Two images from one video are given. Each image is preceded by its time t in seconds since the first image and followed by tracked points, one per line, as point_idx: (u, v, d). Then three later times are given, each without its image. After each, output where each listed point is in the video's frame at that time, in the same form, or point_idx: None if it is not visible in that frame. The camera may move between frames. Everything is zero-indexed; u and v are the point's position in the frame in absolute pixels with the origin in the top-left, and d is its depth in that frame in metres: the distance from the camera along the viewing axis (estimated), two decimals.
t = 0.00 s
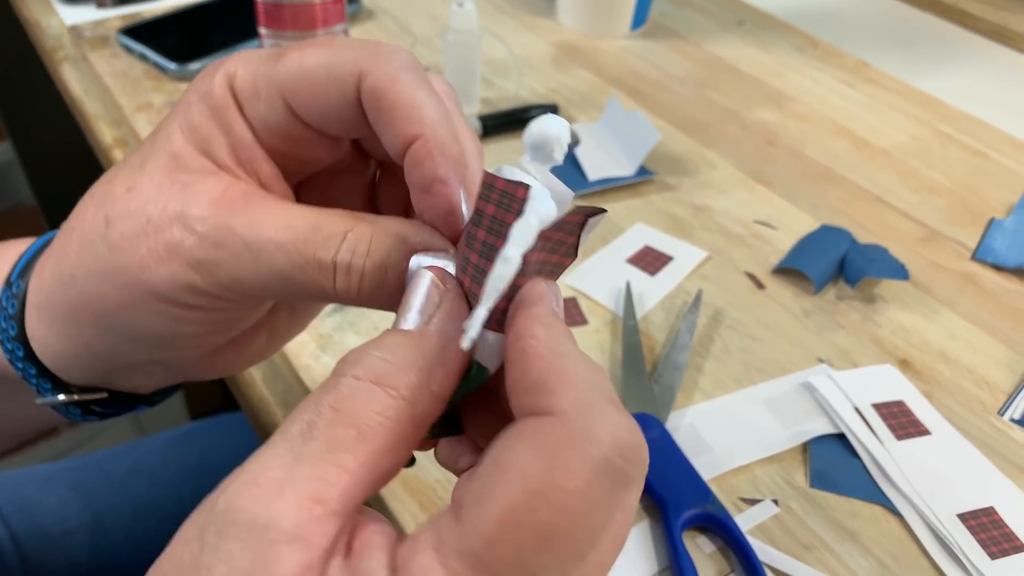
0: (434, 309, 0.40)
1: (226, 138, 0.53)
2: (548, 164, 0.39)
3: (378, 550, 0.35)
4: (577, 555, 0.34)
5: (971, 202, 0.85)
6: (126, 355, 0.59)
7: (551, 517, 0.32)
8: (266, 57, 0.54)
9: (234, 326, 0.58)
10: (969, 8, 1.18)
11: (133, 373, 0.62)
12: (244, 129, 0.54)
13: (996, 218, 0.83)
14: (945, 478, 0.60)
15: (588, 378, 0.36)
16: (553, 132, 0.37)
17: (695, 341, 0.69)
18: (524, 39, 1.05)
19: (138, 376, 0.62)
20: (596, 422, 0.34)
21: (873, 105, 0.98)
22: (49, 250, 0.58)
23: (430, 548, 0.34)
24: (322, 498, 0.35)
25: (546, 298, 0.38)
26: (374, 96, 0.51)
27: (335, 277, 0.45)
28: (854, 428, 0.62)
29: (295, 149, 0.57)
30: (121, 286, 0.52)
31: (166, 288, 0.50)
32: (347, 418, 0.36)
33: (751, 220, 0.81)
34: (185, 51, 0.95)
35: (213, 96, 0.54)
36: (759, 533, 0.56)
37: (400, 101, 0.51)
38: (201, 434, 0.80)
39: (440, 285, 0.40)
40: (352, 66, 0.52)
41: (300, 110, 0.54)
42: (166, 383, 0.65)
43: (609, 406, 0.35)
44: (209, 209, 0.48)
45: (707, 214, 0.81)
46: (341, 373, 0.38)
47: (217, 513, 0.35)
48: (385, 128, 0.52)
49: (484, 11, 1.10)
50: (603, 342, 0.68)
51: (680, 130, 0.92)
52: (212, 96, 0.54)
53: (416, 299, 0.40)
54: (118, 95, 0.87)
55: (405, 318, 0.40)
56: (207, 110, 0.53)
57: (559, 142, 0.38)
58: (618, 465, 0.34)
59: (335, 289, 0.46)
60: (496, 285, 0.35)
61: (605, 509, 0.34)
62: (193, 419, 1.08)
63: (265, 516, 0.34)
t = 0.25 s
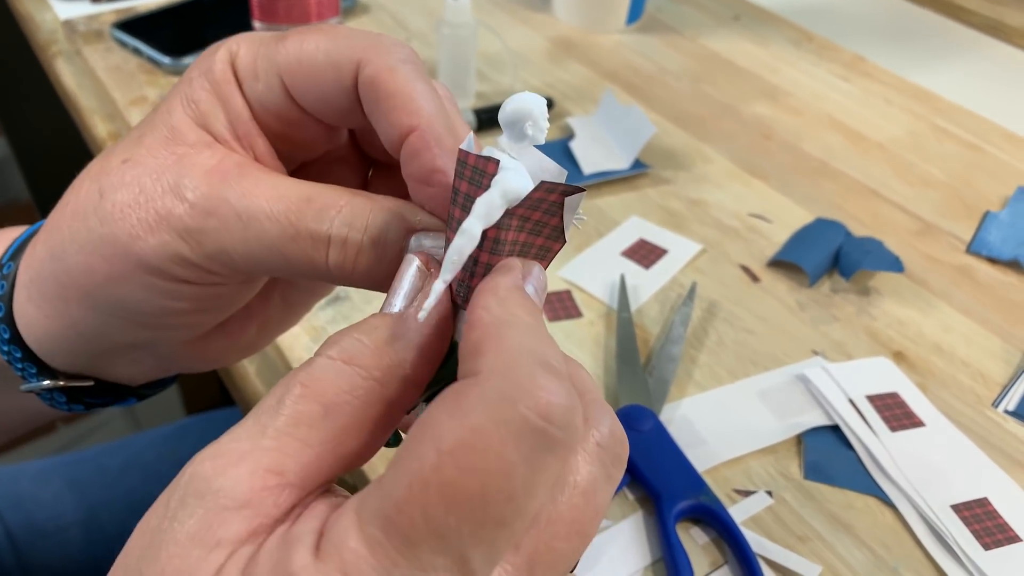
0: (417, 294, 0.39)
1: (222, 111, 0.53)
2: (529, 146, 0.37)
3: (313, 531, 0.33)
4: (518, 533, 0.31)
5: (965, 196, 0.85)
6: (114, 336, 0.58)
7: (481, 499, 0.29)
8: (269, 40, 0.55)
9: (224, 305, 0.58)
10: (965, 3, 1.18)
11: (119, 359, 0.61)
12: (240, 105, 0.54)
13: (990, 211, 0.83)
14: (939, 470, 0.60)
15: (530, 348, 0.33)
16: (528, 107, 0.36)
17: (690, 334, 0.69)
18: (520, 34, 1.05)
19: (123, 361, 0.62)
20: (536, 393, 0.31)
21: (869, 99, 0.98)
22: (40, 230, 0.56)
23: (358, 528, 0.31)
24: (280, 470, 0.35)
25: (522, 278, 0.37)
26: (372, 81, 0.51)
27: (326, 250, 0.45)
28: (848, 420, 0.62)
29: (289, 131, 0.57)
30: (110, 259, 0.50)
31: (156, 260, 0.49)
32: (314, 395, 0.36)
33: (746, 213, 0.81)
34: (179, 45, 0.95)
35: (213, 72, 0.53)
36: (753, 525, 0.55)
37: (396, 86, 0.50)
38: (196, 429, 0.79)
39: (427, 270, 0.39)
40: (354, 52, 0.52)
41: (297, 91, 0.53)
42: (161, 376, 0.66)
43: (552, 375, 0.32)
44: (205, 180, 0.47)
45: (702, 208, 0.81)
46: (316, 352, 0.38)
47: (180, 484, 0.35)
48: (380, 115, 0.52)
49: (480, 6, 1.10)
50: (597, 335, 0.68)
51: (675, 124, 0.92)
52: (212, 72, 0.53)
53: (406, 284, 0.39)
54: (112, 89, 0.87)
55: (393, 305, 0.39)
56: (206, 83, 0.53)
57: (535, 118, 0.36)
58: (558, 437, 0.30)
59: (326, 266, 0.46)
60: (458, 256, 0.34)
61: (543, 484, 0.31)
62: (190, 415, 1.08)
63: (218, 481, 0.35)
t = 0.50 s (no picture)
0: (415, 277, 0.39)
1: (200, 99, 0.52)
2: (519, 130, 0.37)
3: (280, 501, 0.32)
4: (478, 507, 0.30)
5: (961, 187, 0.85)
6: (98, 333, 0.57)
7: (439, 466, 0.28)
8: (259, 31, 0.54)
9: (213, 301, 0.57)
10: None
11: (101, 357, 0.61)
12: (221, 95, 0.53)
13: (986, 202, 0.83)
14: (934, 459, 0.59)
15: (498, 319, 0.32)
16: (512, 89, 0.36)
17: (685, 324, 0.68)
18: (515, 25, 1.04)
19: (105, 360, 0.61)
20: (500, 360, 0.30)
21: (865, 90, 0.98)
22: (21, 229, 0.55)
23: (319, 498, 0.30)
24: (260, 445, 0.35)
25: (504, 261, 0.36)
26: (362, 83, 0.50)
27: (319, 232, 0.45)
28: (844, 409, 0.62)
29: (271, 123, 0.56)
30: (96, 254, 0.50)
31: (141, 254, 0.48)
32: (294, 369, 0.36)
33: (742, 204, 0.80)
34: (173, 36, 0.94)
35: (194, 58, 0.53)
36: (748, 514, 0.55)
37: (388, 91, 0.50)
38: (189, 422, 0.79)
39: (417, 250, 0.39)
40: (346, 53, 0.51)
41: (281, 87, 0.53)
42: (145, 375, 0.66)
43: (519, 346, 0.31)
44: (188, 166, 0.47)
45: (697, 199, 0.81)
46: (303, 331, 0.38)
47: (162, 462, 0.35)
48: (370, 116, 0.51)
49: None
50: (592, 325, 0.68)
51: (671, 116, 0.91)
52: (194, 59, 0.53)
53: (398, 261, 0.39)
54: (104, 80, 0.87)
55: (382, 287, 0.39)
56: (187, 69, 0.53)
57: (520, 99, 0.36)
58: (521, 407, 0.29)
59: (319, 250, 0.45)
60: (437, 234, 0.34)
61: (506, 456, 0.30)
62: (184, 408, 1.08)
63: (194, 457, 0.34)
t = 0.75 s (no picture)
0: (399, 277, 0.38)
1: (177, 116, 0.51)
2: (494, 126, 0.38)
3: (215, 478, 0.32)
4: (398, 485, 0.29)
5: (956, 187, 0.85)
6: (39, 346, 0.54)
7: (345, 436, 0.27)
8: (252, 58, 0.53)
9: (171, 302, 0.55)
10: None
11: (46, 374, 0.57)
12: (202, 116, 0.52)
13: (981, 202, 0.83)
14: (928, 460, 0.59)
15: (440, 293, 0.30)
16: (480, 86, 0.36)
17: (680, 324, 0.68)
18: (511, 24, 1.04)
19: (49, 377, 0.58)
20: (422, 328, 0.28)
21: (861, 90, 0.98)
22: None
23: (243, 476, 0.29)
24: (221, 432, 0.35)
25: (473, 253, 0.34)
26: (353, 107, 0.50)
27: (256, 177, 0.43)
28: (838, 410, 0.62)
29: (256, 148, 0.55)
30: (32, 238, 0.47)
31: (78, 238, 0.46)
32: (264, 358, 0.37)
33: (738, 204, 0.80)
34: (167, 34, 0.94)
35: (180, 76, 0.52)
36: (742, 515, 0.55)
37: (382, 113, 0.49)
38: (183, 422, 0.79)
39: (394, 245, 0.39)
40: (339, 80, 0.50)
41: (267, 110, 0.52)
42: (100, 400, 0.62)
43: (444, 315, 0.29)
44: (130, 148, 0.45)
45: (692, 198, 0.81)
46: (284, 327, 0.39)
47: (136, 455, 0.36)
48: (358, 140, 0.50)
49: None
50: (587, 325, 0.68)
51: (666, 115, 0.91)
52: (181, 78, 0.52)
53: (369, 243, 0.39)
54: (99, 79, 0.86)
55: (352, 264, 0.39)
56: (172, 88, 0.52)
57: (489, 95, 0.37)
58: (435, 377, 0.28)
59: (253, 195, 0.43)
60: (405, 229, 0.37)
61: (424, 430, 0.28)
62: (180, 407, 1.07)
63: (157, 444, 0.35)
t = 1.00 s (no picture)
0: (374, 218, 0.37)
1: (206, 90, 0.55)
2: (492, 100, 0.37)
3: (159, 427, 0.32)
4: (318, 417, 0.29)
5: (955, 184, 0.85)
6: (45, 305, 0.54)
7: (259, 362, 0.28)
8: (281, 45, 0.57)
9: (183, 272, 0.56)
10: None
11: (45, 339, 0.58)
12: (231, 92, 0.55)
13: (980, 199, 0.83)
14: (927, 456, 0.59)
15: (374, 238, 0.31)
16: (479, 56, 0.36)
17: (679, 321, 0.68)
18: (509, 19, 1.04)
19: (43, 343, 0.58)
20: (343, 264, 0.29)
21: (860, 87, 0.98)
22: None
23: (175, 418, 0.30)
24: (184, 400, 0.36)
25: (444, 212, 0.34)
26: (377, 88, 0.54)
27: (284, 146, 0.43)
28: (838, 407, 0.62)
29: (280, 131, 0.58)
30: (55, 190, 0.48)
31: (100, 190, 0.47)
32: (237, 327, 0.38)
33: (736, 200, 0.80)
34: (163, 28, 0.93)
35: (212, 52, 0.56)
36: (742, 511, 0.55)
37: (406, 94, 0.53)
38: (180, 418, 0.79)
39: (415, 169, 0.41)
40: (364, 63, 0.54)
41: (295, 87, 0.55)
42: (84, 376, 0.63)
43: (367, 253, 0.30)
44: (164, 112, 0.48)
45: (691, 194, 0.81)
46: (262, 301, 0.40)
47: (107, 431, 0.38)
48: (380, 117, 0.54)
49: None
50: (586, 321, 0.68)
51: (665, 111, 0.91)
52: (214, 54, 0.55)
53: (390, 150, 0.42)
54: (94, 73, 0.86)
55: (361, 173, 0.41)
56: (204, 60, 0.55)
57: (489, 65, 0.36)
58: (347, 307, 0.29)
59: (281, 165, 0.43)
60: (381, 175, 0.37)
61: (341, 361, 0.29)
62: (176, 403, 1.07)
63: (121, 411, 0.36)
